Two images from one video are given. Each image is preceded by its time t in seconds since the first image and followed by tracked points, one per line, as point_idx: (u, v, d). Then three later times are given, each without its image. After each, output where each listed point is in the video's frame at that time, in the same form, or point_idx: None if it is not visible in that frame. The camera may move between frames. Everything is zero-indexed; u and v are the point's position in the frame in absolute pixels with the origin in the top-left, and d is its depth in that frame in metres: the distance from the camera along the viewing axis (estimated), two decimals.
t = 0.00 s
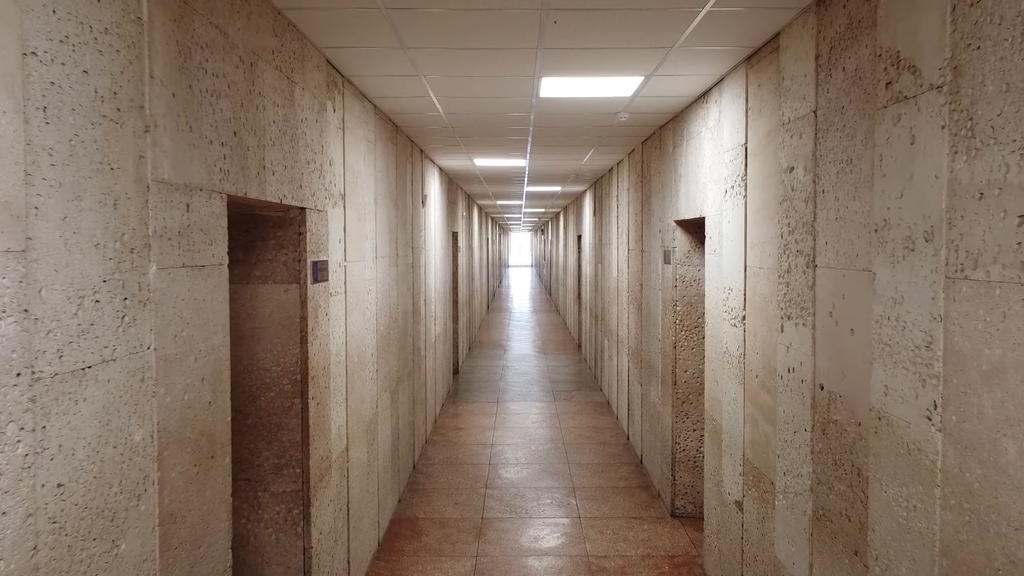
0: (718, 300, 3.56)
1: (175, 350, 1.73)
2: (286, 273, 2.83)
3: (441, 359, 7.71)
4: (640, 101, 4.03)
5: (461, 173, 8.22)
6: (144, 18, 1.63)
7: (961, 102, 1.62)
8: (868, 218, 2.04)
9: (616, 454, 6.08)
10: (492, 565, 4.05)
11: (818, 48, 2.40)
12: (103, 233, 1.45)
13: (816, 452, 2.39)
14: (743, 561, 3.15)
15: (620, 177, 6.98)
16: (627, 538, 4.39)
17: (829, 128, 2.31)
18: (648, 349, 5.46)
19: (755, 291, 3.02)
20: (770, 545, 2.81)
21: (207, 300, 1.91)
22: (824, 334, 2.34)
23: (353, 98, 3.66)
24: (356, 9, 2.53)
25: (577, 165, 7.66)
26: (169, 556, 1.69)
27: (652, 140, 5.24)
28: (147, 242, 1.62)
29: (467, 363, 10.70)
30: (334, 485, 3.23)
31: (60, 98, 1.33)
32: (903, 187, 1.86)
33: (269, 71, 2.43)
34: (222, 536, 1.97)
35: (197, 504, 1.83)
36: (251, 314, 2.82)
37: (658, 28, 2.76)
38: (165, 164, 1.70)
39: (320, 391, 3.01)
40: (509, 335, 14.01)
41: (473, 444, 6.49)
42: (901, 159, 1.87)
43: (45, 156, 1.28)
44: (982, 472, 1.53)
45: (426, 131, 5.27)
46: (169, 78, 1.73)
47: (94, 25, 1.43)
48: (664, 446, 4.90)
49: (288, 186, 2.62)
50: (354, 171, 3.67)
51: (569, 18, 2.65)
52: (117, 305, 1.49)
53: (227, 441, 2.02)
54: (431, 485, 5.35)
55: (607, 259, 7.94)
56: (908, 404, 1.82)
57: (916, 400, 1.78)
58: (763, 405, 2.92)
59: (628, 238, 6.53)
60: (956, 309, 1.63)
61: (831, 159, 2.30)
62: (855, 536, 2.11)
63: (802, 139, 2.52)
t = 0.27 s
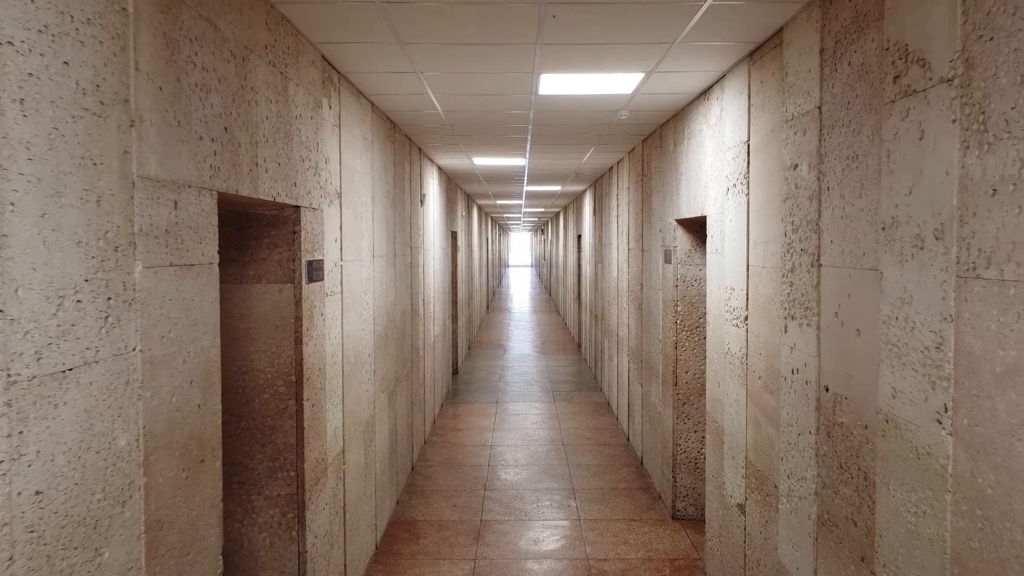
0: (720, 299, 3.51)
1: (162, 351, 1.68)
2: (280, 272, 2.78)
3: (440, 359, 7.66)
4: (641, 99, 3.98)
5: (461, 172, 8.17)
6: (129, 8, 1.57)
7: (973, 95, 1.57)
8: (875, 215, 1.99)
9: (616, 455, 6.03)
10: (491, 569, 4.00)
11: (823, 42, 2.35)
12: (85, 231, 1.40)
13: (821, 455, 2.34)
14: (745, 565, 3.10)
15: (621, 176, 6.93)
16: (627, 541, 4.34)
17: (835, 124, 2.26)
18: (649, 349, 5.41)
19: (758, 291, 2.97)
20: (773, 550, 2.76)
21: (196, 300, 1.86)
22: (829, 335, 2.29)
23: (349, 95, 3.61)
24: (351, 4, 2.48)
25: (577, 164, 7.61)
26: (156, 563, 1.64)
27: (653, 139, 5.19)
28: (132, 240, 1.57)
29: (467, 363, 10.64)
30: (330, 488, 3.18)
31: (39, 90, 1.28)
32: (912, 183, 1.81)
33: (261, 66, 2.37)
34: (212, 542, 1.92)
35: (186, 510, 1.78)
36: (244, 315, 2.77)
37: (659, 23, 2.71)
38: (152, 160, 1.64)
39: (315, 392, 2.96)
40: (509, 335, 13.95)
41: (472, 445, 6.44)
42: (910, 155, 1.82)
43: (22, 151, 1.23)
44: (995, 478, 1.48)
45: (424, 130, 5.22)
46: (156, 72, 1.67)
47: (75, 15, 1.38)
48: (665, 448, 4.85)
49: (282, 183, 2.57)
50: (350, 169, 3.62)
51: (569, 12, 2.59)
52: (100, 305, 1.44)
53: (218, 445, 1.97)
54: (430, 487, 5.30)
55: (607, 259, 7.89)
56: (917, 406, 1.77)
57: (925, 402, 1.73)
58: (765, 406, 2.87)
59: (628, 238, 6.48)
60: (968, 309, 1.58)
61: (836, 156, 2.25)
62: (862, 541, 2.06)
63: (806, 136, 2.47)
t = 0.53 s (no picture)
0: (722, 298, 3.45)
1: (145, 352, 1.62)
2: (273, 271, 2.72)
3: (439, 359, 7.60)
4: (641, 95, 3.92)
5: (459, 171, 8.11)
6: None
7: (988, 86, 1.51)
8: (884, 211, 1.93)
9: (617, 456, 5.96)
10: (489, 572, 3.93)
11: (829, 34, 2.29)
12: (61, 226, 1.34)
13: (827, 458, 2.28)
14: (748, 569, 3.04)
15: (621, 174, 6.87)
16: (628, 544, 4.28)
17: (841, 118, 2.19)
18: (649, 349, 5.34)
19: (761, 290, 2.91)
20: (777, 555, 2.70)
21: (182, 299, 1.80)
22: (836, 335, 2.23)
23: (345, 91, 3.55)
24: None
25: (577, 162, 7.54)
26: (139, 573, 1.57)
27: (653, 136, 5.12)
28: (113, 236, 1.51)
29: (466, 363, 10.58)
30: (325, 491, 3.12)
31: (10, 78, 1.21)
32: (923, 178, 1.74)
33: (252, 58, 2.31)
34: (199, 550, 1.86)
35: (171, 516, 1.72)
36: (236, 314, 2.71)
37: (660, 16, 2.65)
38: (134, 153, 1.58)
39: (309, 393, 2.90)
40: (509, 334, 13.89)
41: (471, 446, 6.37)
42: (921, 149, 1.76)
43: None
44: (1012, 485, 1.42)
45: (422, 127, 5.15)
46: (139, 61, 1.61)
47: None
48: (666, 449, 4.79)
49: (274, 180, 2.50)
50: (345, 165, 3.55)
51: (568, 5, 2.53)
52: (78, 304, 1.38)
53: (205, 448, 1.91)
54: (428, 489, 5.24)
55: (607, 258, 7.82)
56: (929, 409, 1.70)
57: (937, 405, 1.67)
58: (769, 408, 2.81)
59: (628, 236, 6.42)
60: (983, 308, 1.52)
61: (843, 151, 2.18)
62: (870, 548, 2.00)
63: (812, 130, 2.41)
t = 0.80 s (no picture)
0: (725, 298, 3.37)
1: (122, 353, 1.55)
2: (263, 269, 2.64)
3: (437, 359, 7.52)
4: (642, 90, 3.84)
5: (458, 169, 8.03)
6: None
7: (1009, 73, 1.43)
8: (896, 207, 1.85)
9: (617, 458, 5.89)
10: None
11: (837, 23, 2.21)
12: (27, 220, 1.26)
13: (835, 463, 2.20)
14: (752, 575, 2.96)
15: (621, 172, 6.79)
16: (629, 547, 4.20)
17: (850, 110, 2.11)
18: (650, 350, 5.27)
19: (766, 289, 2.83)
20: (782, 561, 2.62)
21: (163, 298, 1.72)
22: (845, 335, 2.15)
23: (339, 85, 3.47)
24: None
25: (577, 160, 7.47)
26: None
27: (654, 133, 5.04)
28: (87, 231, 1.43)
29: (466, 363, 10.50)
30: (318, 495, 3.04)
31: None
32: (938, 171, 1.67)
33: (240, 49, 2.23)
34: (182, 559, 1.78)
35: (151, 526, 1.64)
36: (225, 314, 2.64)
37: (662, 7, 2.57)
38: (110, 145, 1.50)
39: (301, 395, 2.82)
40: (508, 334, 13.81)
41: (469, 448, 6.30)
42: (936, 140, 1.68)
43: None
44: None
45: (420, 124, 5.07)
46: (115, 48, 1.53)
47: None
48: (667, 451, 4.71)
49: (263, 175, 2.43)
50: (340, 161, 3.47)
51: None
52: (47, 303, 1.30)
53: (188, 454, 1.83)
54: (426, 491, 5.16)
55: (607, 257, 7.74)
56: (944, 413, 1.63)
57: (953, 409, 1.59)
58: (773, 410, 2.73)
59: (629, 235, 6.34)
60: (1003, 307, 1.44)
61: (852, 144, 2.10)
62: (881, 557, 1.92)
63: (819, 124, 2.33)
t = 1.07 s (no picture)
0: (729, 296, 3.28)
1: (92, 355, 1.45)
2: (251, 267, 2.55)
3: (435, 360, 7.43)
4: (643, 83, 3.75)
5: (456, 167, 7.94)
6: None
7: None
8: (912, 200, 1.76)
9: (617, 460, 5.80)
10: None
11: (848, 9, 2.12)
12: None
13: (846, 468, 2.11)
14: None
15: (621, 169, 6.70)
16: (630, 552, 4.11)
17: (862, 100, 2.02)
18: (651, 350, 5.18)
19: (772, 287, 2.74)
20: (789, 570, 2.53)
21: (140, 296, 1.63)
22: (856, 335, 2.06)
23: (332, 78, 3.38)
24: None
25: (576, 158, 7.38)
26: None
27: (655, 129, 4.95)
28: (53, 225, 1.34)
29: (465, 363, 10.41)
30: (310, 500, 2.95)
31: None
32: (958, 162, 1.58)
33: (225, 37, 2.14)
34: (160, 572, 1.69)
35: (125, 538, 1.55)
36: (213, 313, 2.55)
37: None
38: (79, 133, 1.41)
39: (291, 398, 2.73)
40: (508, 334, 13.72)
41: (468, 449, 6.21)
42: (955, 129, 1.59)
43: None
44: None
45: (417, 120, 4.99)
46: (85, 30, 1.44)
47: None
48: (669, 453, 4.62)
49: (251, 169, 2.34)
50: (333, 157, 3.38)
51: None
52: (7, 302, 1.21)
53: (168, 460, 1.74)
54: (423, 494, 5.07)
55: (608, 256, 7.65)
56: (965, 418, 1.53)
57: (975, 414, 1.50)
58: (780, 412, 2.64)
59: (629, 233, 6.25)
60: None
61: (864, 135, 2.01)
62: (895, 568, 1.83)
63: (828, 115, 2.24)
